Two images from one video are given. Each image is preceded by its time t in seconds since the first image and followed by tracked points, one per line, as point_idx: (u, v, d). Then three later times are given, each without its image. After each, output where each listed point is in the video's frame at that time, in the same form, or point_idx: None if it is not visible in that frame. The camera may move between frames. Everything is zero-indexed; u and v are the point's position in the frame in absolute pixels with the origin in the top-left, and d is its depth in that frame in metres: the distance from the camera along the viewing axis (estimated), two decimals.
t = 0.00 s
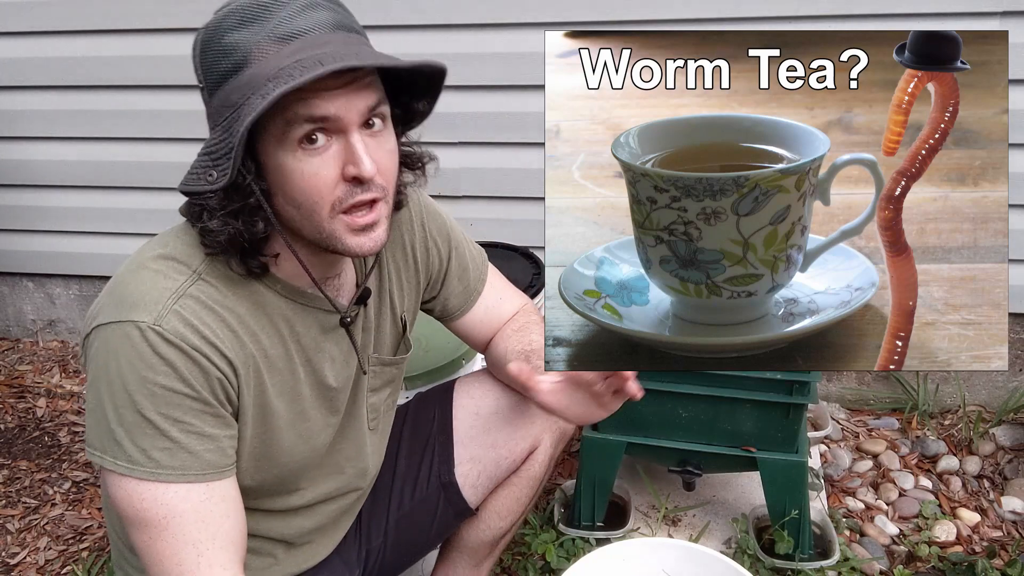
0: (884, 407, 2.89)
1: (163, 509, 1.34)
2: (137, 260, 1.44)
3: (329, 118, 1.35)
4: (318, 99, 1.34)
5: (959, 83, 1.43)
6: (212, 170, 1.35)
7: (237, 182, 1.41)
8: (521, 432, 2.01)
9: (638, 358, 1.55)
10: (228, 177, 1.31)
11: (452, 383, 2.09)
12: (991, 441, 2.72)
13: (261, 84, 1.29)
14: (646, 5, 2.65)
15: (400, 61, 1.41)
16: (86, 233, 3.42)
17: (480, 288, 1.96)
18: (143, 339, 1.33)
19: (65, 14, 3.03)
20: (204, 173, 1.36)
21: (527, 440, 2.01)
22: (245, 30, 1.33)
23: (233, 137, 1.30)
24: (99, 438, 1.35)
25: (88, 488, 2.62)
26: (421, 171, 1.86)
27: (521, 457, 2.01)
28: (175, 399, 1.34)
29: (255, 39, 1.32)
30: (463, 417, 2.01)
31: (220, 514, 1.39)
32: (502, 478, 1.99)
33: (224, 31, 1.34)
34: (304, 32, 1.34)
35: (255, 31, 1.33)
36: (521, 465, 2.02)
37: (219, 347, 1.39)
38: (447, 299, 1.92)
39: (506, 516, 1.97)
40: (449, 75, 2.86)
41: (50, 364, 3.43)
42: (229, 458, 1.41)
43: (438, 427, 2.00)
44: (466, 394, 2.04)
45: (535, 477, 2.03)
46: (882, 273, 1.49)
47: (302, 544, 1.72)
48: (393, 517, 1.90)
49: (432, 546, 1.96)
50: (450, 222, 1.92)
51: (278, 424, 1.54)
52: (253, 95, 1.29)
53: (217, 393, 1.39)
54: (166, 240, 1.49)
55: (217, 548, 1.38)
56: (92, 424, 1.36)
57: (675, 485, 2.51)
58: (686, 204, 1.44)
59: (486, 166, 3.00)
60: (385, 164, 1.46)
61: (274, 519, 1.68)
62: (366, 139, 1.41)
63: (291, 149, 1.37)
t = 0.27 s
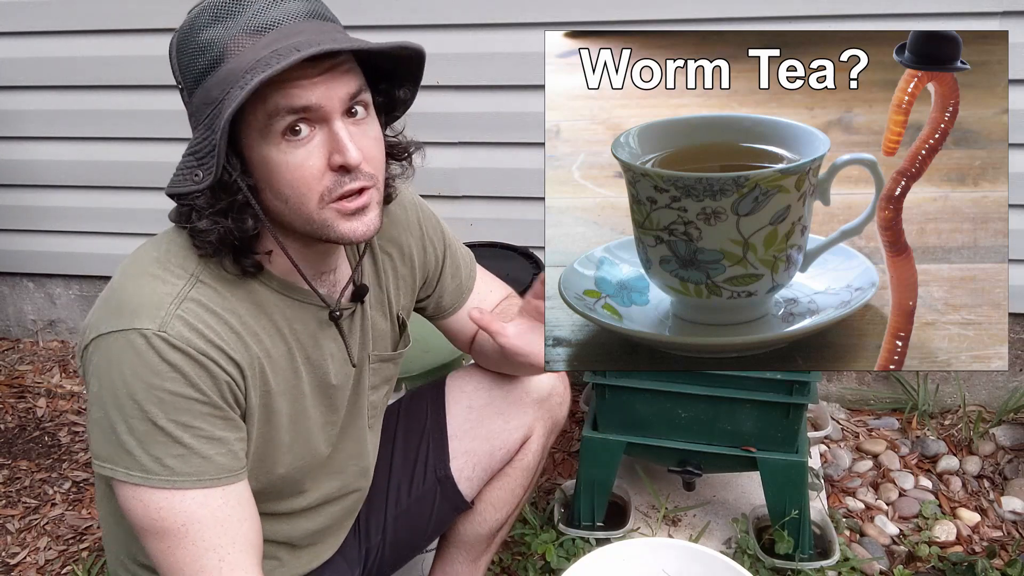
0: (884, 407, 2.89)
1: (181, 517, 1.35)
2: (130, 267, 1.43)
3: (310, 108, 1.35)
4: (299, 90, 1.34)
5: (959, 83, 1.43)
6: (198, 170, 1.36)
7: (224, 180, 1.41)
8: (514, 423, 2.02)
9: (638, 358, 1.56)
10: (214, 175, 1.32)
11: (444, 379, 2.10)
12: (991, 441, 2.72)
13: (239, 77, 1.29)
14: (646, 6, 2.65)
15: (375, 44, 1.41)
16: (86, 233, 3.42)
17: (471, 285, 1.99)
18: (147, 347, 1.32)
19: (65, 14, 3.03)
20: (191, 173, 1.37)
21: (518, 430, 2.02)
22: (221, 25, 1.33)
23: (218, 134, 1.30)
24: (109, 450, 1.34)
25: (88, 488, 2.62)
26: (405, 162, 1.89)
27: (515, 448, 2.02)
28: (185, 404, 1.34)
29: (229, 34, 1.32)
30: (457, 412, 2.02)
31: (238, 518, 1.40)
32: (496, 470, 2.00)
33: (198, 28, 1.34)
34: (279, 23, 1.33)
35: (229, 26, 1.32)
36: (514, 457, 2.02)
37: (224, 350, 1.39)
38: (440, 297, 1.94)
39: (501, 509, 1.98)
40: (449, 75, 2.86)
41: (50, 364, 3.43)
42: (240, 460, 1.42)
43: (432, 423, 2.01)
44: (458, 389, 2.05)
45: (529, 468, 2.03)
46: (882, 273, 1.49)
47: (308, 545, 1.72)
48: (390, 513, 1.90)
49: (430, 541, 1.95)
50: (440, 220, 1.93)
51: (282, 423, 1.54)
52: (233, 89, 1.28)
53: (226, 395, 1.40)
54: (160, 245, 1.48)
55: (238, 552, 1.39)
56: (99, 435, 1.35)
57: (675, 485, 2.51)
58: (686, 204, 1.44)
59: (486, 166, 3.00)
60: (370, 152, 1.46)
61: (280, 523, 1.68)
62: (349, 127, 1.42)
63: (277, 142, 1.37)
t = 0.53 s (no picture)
0: (884, 407, 2.89)
1: (188, 523, 1.34)
2: (132, 272, 1.42)
3: (319, 117, 1.36)
4: (307, 99, 1.34)
5: (959, 83, 1.43)
6: (202, 175, 1.35)
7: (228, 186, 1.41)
8: (505, 415, 2.05)
9: (638, 359, 1.57)
10: (219, 180, 1.32)
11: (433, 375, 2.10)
12: (991, 441, 2.72)
13: (249, 85, 1.29)
14: (646, 6, 2.65)
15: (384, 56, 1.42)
16: (86, 233, 3.42)
17: (465, 283, 2.00)
18: (154, 351, 1.32)
19: (65, 14, 3.03)
20: (194, 179, 1.36)
21: (508, 422, 2.05)
22: (228, 31, 1.32)
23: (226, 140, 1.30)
24: (112, 455, 1.33)
25: (88, 488, 2.62)
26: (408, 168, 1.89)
27: (506, 439, 2.04)
28: (192, 409, 1.34)
29: (238, 40, 1.31)
30: (448, 407, 2.03)
31: (243, 523, 1.40)
32: (488, 462, 2.03)
33: (205, 33, 1.33)
34: (288, 31, 1.33)
35: (238, 32, 1.32)
36: (505, 448, 2.06)
37: (230, 355, 1.39)
38: (435, 295, 1.95)
39: (495, 500, 2.00)
40: (449, 75, 2.86)
41: (50, 364, 3.43)
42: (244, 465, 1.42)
43: (424, 417, 2.01)
44: (448, 383, 2.06)
45: (520, 459, 2.07)
46: (882, 273, 1.49)
47: (306, 545, 1.72)
48: (386, 508, 1.90)
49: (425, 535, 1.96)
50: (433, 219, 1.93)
51: (285, 428, 1.54)
52: (242, 97, 1.28)
53: (230, 400, 1.40)
54: (161, 250, 1.47)
55: (244, 556, 1.39)
56: (103, 442, 1.34)
57: (675, 485, 2.51)
58: (686, 204, 1.44)
59: (486, 166, 3.00)
60: (375, 162, 1.46)
61: (278, 524, 1.67)
62: (355, 137, 1.42)
63: (283, 150, 1.36)
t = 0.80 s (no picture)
0: (884, 407, 2.89)
1: (179, 520, 1.34)
2: (129, 271, 1.42)
3: (317, 123, 1.36)
4: (305, 106, 1.34)
5: (959, 83, 1.43)
6: (202, 177, 1.35)
7: (227, 190, 1.41)
8: (506, 417, 2.04)
9: (638, 358, 1.57)
10: (218, 183, 1.31)
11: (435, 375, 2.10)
12: (991, 441, 2.72)
13: (247, 91, 1.28)
14: (646, 6, 2.65)
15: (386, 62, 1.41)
16: (86, 233, 3.42)
17: (468, 285, 2.00)
18: (149, 350, 1.32)
19: (66, 14, 3.03)
20: (193, 180, 1.36)
21: (511, 424, 2.04)
22: (229, 35, 1.32)
23: (223, 144, 1.30)
24: (106, 452, 1.33)
25: (88, 488, 2.62)
26: (406, 170, 1.90)
27: (507, 442, 2.03)
28: (186, 407, 1.34)
29: (239, 45, 1.31)
30: (450, 407, 2.03)
31: (236, 521, 1.40)
32: (490, 463, 2.02)
33: (206, 36, 1.33)
34: (288, 36, 1.33)
35: (239, 36, 1.32)
36: (507, 451, 2.04)
37: (226, 354, 1.39)
38: (437, 297, 1.95)
39: (497, 502, 1.99)
40: (449, 75, 2.86)
41: (50, 364, 3.43)
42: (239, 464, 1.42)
43: (425, 418, 2.01)
44: (450, 384, 2.06)
45: (522, 462, 2.05)
46: (882, 273, 1.49)
47: (304, 545, 1.72)
48: (386, 508, 1.90)
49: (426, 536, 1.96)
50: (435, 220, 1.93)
51: (282, 428, 1.53)
52: (240, 102, 1.28)
53: (225, 400, 1.40)
54: (160, 249, 1.47)
55: (234, 554, 1.39)
56: (98, 440, 1.35)
57: (675, 485, 2.51)
58: (686, 204, 1.44)
59: (486, 166, 2.99)
60: (373, 167, 1.46)
61: (276, 524, 1.67)
62: (354, 143, 1.42)
63: (280, 155, 1.37)
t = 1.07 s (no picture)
0: (884, 407, 2.89)
1: (157, 512, 1.34)
2: (133, 262, 1.44)
3: (316, 129, 1.36)
4: (306, 111, 1.34)
5: (959, 83, 1.43)
6: (202, 174, 1.35)
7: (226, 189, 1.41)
8: (514, 426, 2.00)
9: (638, 358, 1.56)
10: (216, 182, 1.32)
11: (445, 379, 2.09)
12: (991, 441, 2.72)
13: (248, 93, 1.29)
14: (646, 6, 2.65)
15: (393, 72, 1.41)
16: (86, 233, 3.42)
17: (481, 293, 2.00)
18: (140, 341, 1.32)
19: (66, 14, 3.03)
20: (194, 178, 1.37)
21: (518, 433, 2.01)
22: (237, 36, 1.33)
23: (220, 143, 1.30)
24: (93, 439, 1.34)
25: (88, 488, 2.62)
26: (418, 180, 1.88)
27: (516, 451, 2.01)
28: (172, 401, 1.34)
29: (245, 46, 1.32)
30: (458, 413, 2.01)
31: (214, 517, 1.39)
32: (496, 472, 1.99)
33: (215, 35, 1.34)
34: (295, 41, 1.34)
35: (246, 38, 1.33)
36: (515, 460, 2.01)
37: (217, 351, 1.39)
38: (449, 304, 1.95)
39: (502, 511, 1.98)
40: (449, 76, 2.86)
41: (50, 364, 3.43)
42: (223, 461, 1.41)
43: (432, 423, 2.00)
44: (459, 389, 2.04)
45: (530, 472, 2.02)
46: (882, 273, 1.49)
47: (300, 545, 1.72)
48: (389, 511, 1.88)
49: (429, 541, 1.95)
50: (449, 227, 1.93)
51: (274, 428, 1.53)
52: (239, 103, 1.29)
53: (213, 396, 1.39)
54: (163, 244, 1.48)
55: (210, 550, 1.38)
56: (86, 425, 1.35)
57: (675, 485, 2.51)
58: (686, 204, 1.44)
59: (487, 166, 2.99)
60: (373, 175, 1.46)
61: (271, 523, 1.67)
62: (353, 150, 1.42)
63: (279, 159, 1.37)
